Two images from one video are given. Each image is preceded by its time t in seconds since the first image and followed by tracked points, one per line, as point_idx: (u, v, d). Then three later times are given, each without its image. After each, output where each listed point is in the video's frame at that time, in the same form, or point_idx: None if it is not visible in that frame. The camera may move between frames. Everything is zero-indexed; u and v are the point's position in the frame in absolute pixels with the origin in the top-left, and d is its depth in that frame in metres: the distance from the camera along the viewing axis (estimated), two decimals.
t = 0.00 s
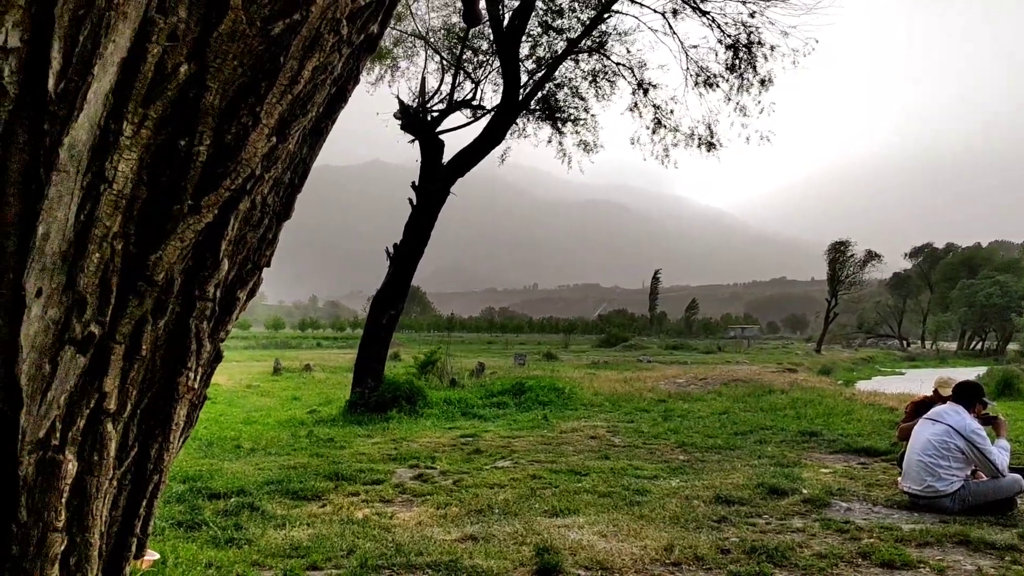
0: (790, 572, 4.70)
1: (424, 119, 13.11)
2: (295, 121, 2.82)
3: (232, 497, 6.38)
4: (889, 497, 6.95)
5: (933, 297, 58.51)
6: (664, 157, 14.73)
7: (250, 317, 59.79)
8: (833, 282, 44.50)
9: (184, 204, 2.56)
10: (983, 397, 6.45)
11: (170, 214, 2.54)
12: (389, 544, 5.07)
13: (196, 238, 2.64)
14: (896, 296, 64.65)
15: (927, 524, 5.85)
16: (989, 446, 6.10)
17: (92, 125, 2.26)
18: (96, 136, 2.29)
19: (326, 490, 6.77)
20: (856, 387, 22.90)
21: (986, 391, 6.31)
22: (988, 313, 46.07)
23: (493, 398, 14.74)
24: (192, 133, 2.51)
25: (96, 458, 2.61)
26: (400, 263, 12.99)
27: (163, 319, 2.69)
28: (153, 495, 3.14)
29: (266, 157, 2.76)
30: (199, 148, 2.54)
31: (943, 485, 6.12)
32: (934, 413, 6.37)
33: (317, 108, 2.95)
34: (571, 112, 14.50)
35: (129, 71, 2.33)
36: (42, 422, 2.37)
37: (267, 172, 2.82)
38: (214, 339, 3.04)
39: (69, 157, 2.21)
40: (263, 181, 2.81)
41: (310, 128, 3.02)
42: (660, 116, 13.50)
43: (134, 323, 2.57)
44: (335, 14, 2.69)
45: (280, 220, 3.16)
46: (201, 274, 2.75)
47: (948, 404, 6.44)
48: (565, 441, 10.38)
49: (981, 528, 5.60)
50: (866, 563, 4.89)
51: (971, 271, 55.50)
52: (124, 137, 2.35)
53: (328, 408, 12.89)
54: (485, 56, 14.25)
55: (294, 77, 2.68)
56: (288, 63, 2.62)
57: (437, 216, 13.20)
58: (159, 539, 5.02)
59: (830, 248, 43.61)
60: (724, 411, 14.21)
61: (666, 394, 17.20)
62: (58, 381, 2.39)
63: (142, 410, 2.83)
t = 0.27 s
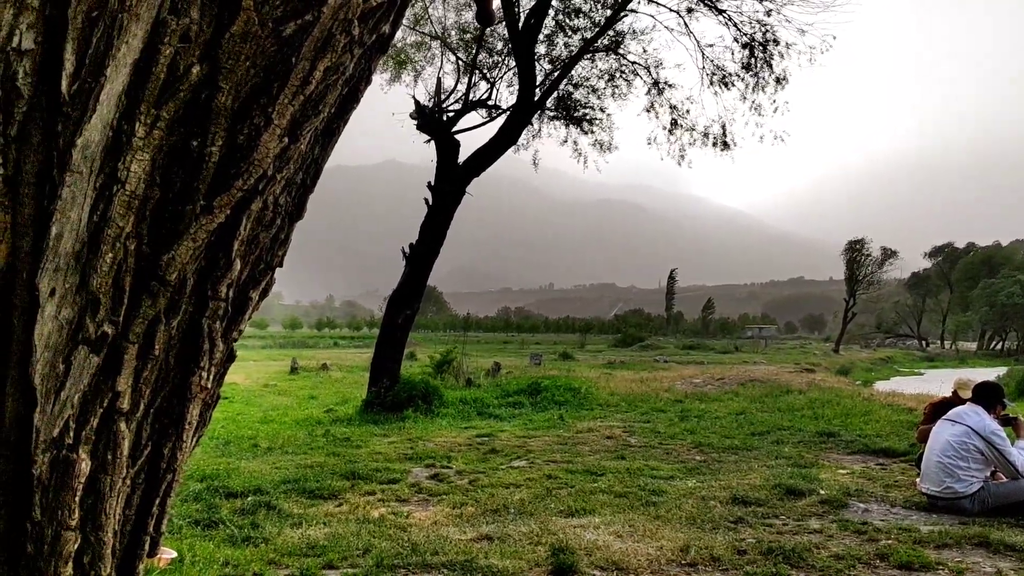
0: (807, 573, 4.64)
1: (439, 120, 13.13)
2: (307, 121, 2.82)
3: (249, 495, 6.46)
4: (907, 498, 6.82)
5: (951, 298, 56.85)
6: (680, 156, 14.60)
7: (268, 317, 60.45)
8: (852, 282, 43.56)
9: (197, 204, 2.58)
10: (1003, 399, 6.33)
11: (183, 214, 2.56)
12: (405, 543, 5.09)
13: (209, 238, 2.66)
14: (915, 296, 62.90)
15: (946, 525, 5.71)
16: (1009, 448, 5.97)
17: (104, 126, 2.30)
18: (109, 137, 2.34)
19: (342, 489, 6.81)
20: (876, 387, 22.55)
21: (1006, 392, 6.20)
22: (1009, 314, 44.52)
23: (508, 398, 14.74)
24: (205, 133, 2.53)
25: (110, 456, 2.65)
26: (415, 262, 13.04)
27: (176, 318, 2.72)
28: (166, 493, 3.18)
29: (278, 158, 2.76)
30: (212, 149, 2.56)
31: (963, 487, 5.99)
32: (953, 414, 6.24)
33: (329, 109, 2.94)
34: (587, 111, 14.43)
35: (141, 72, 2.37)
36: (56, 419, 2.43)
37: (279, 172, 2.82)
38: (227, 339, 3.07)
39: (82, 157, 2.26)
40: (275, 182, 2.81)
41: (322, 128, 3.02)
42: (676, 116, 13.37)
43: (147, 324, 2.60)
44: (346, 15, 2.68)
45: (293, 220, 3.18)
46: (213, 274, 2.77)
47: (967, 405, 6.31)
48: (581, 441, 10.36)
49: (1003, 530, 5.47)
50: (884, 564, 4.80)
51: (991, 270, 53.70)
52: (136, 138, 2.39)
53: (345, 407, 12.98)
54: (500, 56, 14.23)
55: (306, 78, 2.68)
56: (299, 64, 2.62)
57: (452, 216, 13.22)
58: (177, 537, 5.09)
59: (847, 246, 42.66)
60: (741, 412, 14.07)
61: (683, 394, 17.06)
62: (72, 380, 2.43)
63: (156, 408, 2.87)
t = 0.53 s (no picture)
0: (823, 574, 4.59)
1: (453, 119, 13.15)
2: (318, 122, 2.83)
3: (264, 494, 6.51)
4: (923, 499, 6.71)
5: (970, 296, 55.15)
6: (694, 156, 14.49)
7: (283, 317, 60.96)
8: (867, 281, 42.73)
9: (209, 205, 2.61)
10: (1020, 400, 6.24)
11: (195, 215, 2.59)
12: (418, 542, 5.11)
13: (221, 238, 2.69)
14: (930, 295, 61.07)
15: (963, 526, 5.61)
16: None
17: (117, 127, 2.33)
18: (122, 138, 2.36)
19: (356, 488, 6.85)
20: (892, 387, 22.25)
21: None
22: None
23: (523, 397, 14.75)
24: (217, 134, 2.56)
25: (123, 454, 2.68)
26: (429, 262, 13.07)
27: (188, 318, 2.76)
28: (179, 492, 3.22)
29: (290, 158, 2.77)
30: (224, 149, 2.58)
31: (981, 488, 5.87)
32: (969, 414, 6.14)
33: (340, 109, 2.95)
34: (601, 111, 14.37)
35: (154, 72, 2.39)
36: (70, 419, 2.46)
37: (291, 173, 2.83)
38: (239, 339, 3.10)
39: (95, 158, 2.29)
40: (287, 182, 2.83)
41: (334, 128, 3.04)
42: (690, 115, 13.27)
43: (159, 324, 2.64)
44: (358, 15, 2.68)
45: (305, 220, 3.19)
46: (225, 274, 2.80)
47: (984, 406, 6.21)
48: (595, 441, 10.32)
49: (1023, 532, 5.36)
50: (900, 565, 4.74)
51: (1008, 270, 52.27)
52: (149, 139, 2.42)
53: (360, 407, 13.06)
54: (513, 55, 14.21)
55: (317, 78, 2.69)
56: (310, 64, 2.63)
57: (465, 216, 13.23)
58: (193, 535, 5.15)
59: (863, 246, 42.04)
60: (755, 412, 13.94)
61: (697, 394, 16.95)
62: (85, 378, 2.46)
63: (168, 408, 2.91)
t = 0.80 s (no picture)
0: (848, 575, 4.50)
1: (473, 119, 13.16)
2: (341, 121, 2.85)
3: (288, 492, 6.60)
4: (950, 500, 6.54)
5: (994, 294, 52.12)
6: (716, 154, 14.30)
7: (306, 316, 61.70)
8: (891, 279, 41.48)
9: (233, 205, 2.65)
10: None
11: (219, 215, 2.63)
12: (440, 541, 5.12)
13: (244, 238, 2.73)
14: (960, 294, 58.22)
15: (991, 527, 5.47)
16: None
17: (142, 127, 2.36)
18: (147, 139, 2.39)
19: (378, 486, 6.90)
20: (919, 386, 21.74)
21: None
22: None
23: (544, 396, 14.72)
24: (240, 134, 2.59)
25: (148, 452, 2.74)
26: (450, 261, 13.11)
27: (212, 317, 2.81)
28: (204, 489, 3.28)
29: (313, 158, 2.80)
30: (247, 149, 2.62)
31: (1008, 489, 5.73)
32: (996, 414, 6.01)
33: (362, 109, 2.97)
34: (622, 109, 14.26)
35: (178, 73, 2.42)
36: (98, 418, 2.51)
37: (314, 172, 2.86)
38: (263, 338, 3.14)
39: (120, 159, 2.32)
40: (310, 182, 2.85)
41: (356, 128, 3.06)
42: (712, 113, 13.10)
43: (183, 323, 2.70)
44: (379, 14, 2.70)
45: (327, 220, 3.22)
46: (249, 273, 2.84)
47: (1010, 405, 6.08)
48: (616, 440, 10.24)
49: None
50: (926, 567, 4.65)
51: None
52: (173, 139, 2.45)
53: (382, 405, 13.16)
54: (533, 54, 14.17)
55: (339, 78, 2.71)
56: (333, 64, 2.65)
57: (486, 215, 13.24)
58: (218, 533, 5.24)
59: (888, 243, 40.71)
60: (778, 411, 13.72)
61: (719, 393, 16.75)
62: (112, 377, 2.51)
63: (193, 406, 2.96)
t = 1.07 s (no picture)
0: None
1: (493, 118, 13.15)
2: (360, 121, 2.87)
3: (309, 490, 6.67)
4: (976, 501, 6.37)
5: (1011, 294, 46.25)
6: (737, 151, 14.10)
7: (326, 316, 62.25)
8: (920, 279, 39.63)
9: (253, 205, 2.70)
10: None
11: (239, 215, 2.69)
12: (461, 539, 5.14)
13: (265, 237, 2.77)
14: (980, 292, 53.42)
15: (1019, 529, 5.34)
16: None
17: (163, 127, 2.40)
18: (167, 139, 2.43)
19: (399, 484, 6.95)
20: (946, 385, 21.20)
21: None
22: None
23: (564, 395, 14.67)
24: (259, 134, 2.62)
25: (169, 450, 2.83)
26: (470, 260, 13.13)
27: (233, 315, 2.88)
28: (225, 487, 3.34)
29: (332, 157, 2.83)
30: (267, 149, 2.66)
31: None
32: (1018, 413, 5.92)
33: (381, 109, 2.99)
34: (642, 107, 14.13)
35: (199, 74, 2.45)
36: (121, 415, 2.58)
37: (333, 172, 2.89)
38: (284, 337, 3.19)
39: (142, 158, 2.36)
40: (329, 181, 2.88)
41: (375, 128, 3.08)
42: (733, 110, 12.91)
43: (204, 322, 2.78)
44: (397, 14, 2.71)
45: (347, 219, 3.25)
46: (269, 273, 2.89)
47: None
48: (636, 440, 10.15)
49: None
50: (950, 568, 4.56)
51: None
52: (193, 140, 2.48)
53: (403, 404, 13.24)
54: (552, 53, 14.12)
55: (359, 78, 2.73)
56: (351, 63, 2.67)
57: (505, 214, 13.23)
58: (241, 530, 5.34)
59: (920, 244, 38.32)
60: (800, 410, 13.49)
61: (740, 392, 16.53)
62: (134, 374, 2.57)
63: (214, 405, 3.02)
